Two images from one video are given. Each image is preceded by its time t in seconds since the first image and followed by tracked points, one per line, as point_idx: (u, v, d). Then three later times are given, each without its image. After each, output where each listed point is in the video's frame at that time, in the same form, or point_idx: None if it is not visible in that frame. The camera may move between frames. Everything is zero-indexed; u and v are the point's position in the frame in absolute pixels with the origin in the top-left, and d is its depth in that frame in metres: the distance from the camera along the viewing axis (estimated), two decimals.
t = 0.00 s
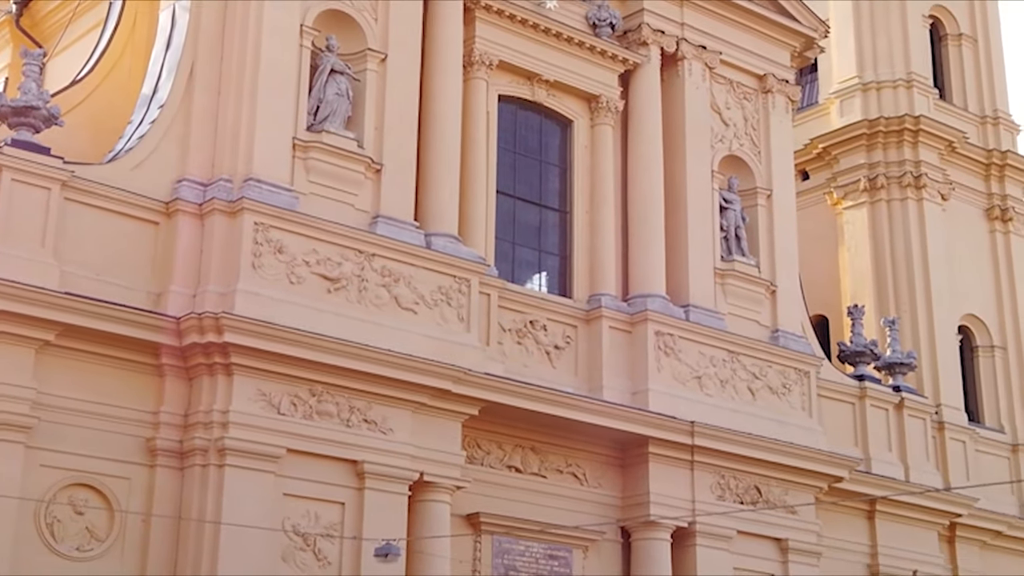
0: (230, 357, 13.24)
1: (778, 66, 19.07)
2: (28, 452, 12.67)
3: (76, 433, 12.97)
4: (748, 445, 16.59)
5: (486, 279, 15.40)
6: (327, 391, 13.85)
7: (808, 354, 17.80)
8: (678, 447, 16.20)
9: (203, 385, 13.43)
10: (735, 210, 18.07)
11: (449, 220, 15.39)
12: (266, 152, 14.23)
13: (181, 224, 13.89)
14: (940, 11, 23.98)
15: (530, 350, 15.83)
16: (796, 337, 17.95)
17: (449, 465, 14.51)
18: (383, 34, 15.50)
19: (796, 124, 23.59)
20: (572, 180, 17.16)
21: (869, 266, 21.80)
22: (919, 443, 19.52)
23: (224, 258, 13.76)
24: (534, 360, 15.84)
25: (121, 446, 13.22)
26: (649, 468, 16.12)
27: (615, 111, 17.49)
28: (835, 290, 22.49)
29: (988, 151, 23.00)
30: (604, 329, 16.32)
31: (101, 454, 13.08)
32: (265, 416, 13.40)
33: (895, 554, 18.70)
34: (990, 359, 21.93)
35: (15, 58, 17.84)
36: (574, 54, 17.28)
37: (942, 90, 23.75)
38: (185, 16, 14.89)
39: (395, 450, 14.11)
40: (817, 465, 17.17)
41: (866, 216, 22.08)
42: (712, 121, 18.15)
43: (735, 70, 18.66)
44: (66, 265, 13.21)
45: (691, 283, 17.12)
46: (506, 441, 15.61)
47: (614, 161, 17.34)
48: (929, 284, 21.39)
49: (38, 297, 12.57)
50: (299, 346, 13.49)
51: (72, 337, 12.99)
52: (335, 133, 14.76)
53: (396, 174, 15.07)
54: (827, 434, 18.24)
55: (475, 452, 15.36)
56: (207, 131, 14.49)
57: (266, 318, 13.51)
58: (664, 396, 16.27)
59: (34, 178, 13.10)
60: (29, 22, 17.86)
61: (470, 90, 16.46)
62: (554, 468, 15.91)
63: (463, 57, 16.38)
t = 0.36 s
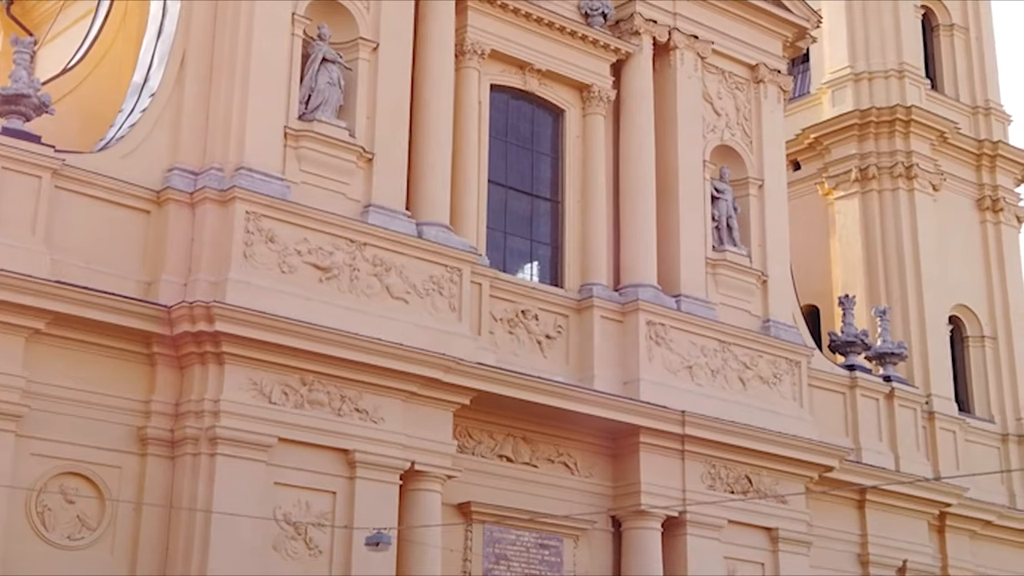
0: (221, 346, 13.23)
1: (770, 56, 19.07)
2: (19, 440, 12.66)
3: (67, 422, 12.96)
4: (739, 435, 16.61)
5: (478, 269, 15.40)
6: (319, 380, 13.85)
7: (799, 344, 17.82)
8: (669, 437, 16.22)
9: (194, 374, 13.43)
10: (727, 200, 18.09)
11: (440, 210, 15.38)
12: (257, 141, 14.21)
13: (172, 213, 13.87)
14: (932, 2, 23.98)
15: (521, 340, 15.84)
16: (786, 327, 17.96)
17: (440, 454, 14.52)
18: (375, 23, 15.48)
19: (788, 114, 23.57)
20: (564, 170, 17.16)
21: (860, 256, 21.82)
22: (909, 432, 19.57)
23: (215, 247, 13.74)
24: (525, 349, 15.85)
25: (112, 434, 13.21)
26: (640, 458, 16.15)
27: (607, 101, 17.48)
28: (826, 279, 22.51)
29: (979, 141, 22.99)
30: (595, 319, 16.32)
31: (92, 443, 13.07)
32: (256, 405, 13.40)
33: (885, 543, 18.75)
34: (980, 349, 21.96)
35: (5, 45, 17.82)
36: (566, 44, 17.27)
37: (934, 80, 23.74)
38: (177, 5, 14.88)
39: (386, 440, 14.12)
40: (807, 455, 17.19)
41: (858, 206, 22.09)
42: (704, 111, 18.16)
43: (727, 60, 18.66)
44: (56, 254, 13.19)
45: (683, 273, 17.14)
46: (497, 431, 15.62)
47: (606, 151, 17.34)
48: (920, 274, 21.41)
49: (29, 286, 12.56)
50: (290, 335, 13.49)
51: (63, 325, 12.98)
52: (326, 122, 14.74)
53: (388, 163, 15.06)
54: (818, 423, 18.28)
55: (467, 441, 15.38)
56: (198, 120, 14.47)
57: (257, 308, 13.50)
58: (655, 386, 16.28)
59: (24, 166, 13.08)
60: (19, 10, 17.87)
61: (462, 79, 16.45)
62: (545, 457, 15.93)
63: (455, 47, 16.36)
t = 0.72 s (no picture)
0: (214, 336, 13.23)
1: (763, 48, 19.08)
2: (11, 430, 12.65)
3: (59, 412, 12.95)
4: (730, 425, 16.63)
5: (470, 260, 15.39)
6: (311, 370, 13.85)
7: (791, 335, 17.83)
8: (661, 427, 16.24)
9: (186, 364, 13.42)
10: (719, 191, 18.10)
11: (432, 200, 15.37)
12: (249, 132, 14.20)
13: (164, 203, 13.85)
14: None
15: (513, 330, 15.84)
16: (778, 318, 17.97)
17: (432, 445, 14.52)
18: (368, 13, 15.46)
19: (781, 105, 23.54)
20: (557, 161, 17.16)
21: (852, 247, 21.83)
22: (901, 423, 19.61)
23: (207, 237, 13.73)
24: (517, 340, 15.85)
25: (104, 425, 13.20)
26: (632, 448, 16.17)
27: (599, 92, 17.48)
28: (818, 270, 22.52)
29: (971, 133, 22.98)
30: (588, 310, 16.33)
31: (84, 433, 13.05)
32: (248, 395, 13.40)
33: (876, 534, 18.79)
34: (971, 341, 21.99)
35: None
36: (559, 35, 17.26)
37: (926, 71, 23.74)
38: None
39: (378, 430, 14.12)
40: (799, 446, 17.21)
41: (850, 197, 22.10)
42: (697, 102, 18.16)
43: (720, 51, 18.66)
44: (48, 244, 13.17)
45: (675, 264, 17.15)
46: (489, 421, 15.63)
47: (599, 141, 17.34)
48: (912, 265, 21.43)
49: (21, 276, 12.55)
50: (282, 325, 13.48)
51: (55, 315, 12.96)
52: (319, 112, 14.74)
53: (380, 153, 15.05)
54: (809, 415, 18.32)
55: (459, 432, 15.39)
56: (190, 111, 14.46)
57: (250, 298, 13.50)
58: (647, 377, 16.29)
59: (16, 156, 13.06)
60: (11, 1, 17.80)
61: (455, 70, 16.44)
62: (537, 448, 15.94)
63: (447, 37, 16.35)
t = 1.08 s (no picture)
0: (205, 325, 13.22)
1: (756, 37, 19.06)
2: (2, 419, 12.64)
3: (50, 401, 12.93)
4: (721, 415, 16.65)
5: (461, 249, 15.39)
6: (302, 360, 13.84)
7: (782, 325, 17.84)
8: (652, 417, 16.25)
9: (177, 353, 13.41)
10: (711, 181, 18.12)
11: (424, 190, 15.37)
12: (241, 121, 14.18)
13: (156, 191, 13.83)
14: None
15: (505, 320, 15.84)
16: (770, 308, 17.98)
17: (423, 434, 14.52)
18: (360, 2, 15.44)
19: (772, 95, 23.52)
20: (549, 150, 17.15)
21: (843, 236, 21.85)
22: (891, 413, 19.65)
23: (198, 226, 13.71)
24: (509, 330, 15.85)
25: (95, 413, 13.19)
26: (623, 438, 16.19)
27: (592, 82, 17.48)
28: (809, 259, 22.54)
29: (962, 123, 22.98)
30: (579, 300, 16.33)
31: (75, 422, 13.04)
32: (239, 384, 13.40)
33: (866, 523, 18.83)
34: (962, 331, 22.03)
35: None
36: (551, 24, 17.26)
37: (917, 62, 23.74)
38: None
39: (369, 419, 14.12)
40: (790, 436, 17.24)
41: (841, 187, 22.11)
42: (688, 92, 18.18)
43: (712, 41, 18.68)
44: (39, 233, 13.15)
45: (667, 254, 17.16)
46: (481, 411, 15.64)
47: (590, 131, 17.33)
48: (903, 255, 21.45)
49: (12, 264, 12.54)
50: (274, 315, 13.48)
51: (46, 304, 12.95)
52: (311, 101, 14.73)
53: (372, 143, 15.04)
54: (800, 404, 18.37)
55: (450, 421, 15.40)
56: (182, 99, 14.44)
57: (241, 287, 13.49)
58: (638, 366, 16.31)
59: (6, 145, 13.04)
60: None
61: (446, 59, 16.43)
62: (528, 437, 15.96)
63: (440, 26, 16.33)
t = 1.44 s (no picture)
0: (196, 314, 13.21)
1: (748, 27, 19.07)
2: None
3: (41, 390, 12.92)
4: (713, 405, 16.67)
5: (453, 238, 15.39)
6: (294, 348, 13.84)
7: (774, 315, 17.86)
8: (643, 406, 16.27)
9: (168, 341, 13.40)
10: (703, 170, 18.13)
11: (416, 179, 15.36)
12: (233, 109, 14.17)
13: (147, 180, 13.80)
14: None
15: (496, 309, 15.84)
16: (761, 297, 18.00)
17: (415, 423, 14.52)
18: None
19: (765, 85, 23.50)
20: (540, 140, 17.15)
21: (835, 225, 21.86)
22: (882, 403, 19.70)
23: (190, 214, 13.69)
24: (500, 319, 15.85)
25: (87, 402, 13.18)
26: (614, 427, 16.21)
27: (584, 71, 17.47)
28: (801, 249, 22.56)
29: (954, 113, 22.98)
30: (571, 289, 16.33)
31: (66, 411, 13.03)
32: (230, 373, 13.39)
33: (857, 513, 18.87)
34: (953, 321, 22.06)
35: None
36: (543, 13, 17.25)
37: (910, 52, 23.74)
38: None
39: (361, 408, 14.13)
40: (781, 425, 17.26)
41: (833, 177, 22.12)
42: (681, 82, 18.19)
43: (705, 31, 18.68)
44: (30, 221, 13.12)
45: (658, 244, 17.17)
46: (472, 400, 15.65)
47: (583, 120, 17.33)
48: (894, 245, 21.47)
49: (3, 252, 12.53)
50: (265, 303, 13.47)
51: (37, 292, 12.93)
52: (303, 90, 14.71)
53: (364, 132, 15.03)
54: (791, 394, 18.42)
55: (441, 410, 15.40)
56: (173, 88, 14.42)
57: (233, 276, 13.47)
58: (630, 356, 16.31)
59: None
60: None
61: (439, 48, 16.41)
62: (520, 427, 15.97)
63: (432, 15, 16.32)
